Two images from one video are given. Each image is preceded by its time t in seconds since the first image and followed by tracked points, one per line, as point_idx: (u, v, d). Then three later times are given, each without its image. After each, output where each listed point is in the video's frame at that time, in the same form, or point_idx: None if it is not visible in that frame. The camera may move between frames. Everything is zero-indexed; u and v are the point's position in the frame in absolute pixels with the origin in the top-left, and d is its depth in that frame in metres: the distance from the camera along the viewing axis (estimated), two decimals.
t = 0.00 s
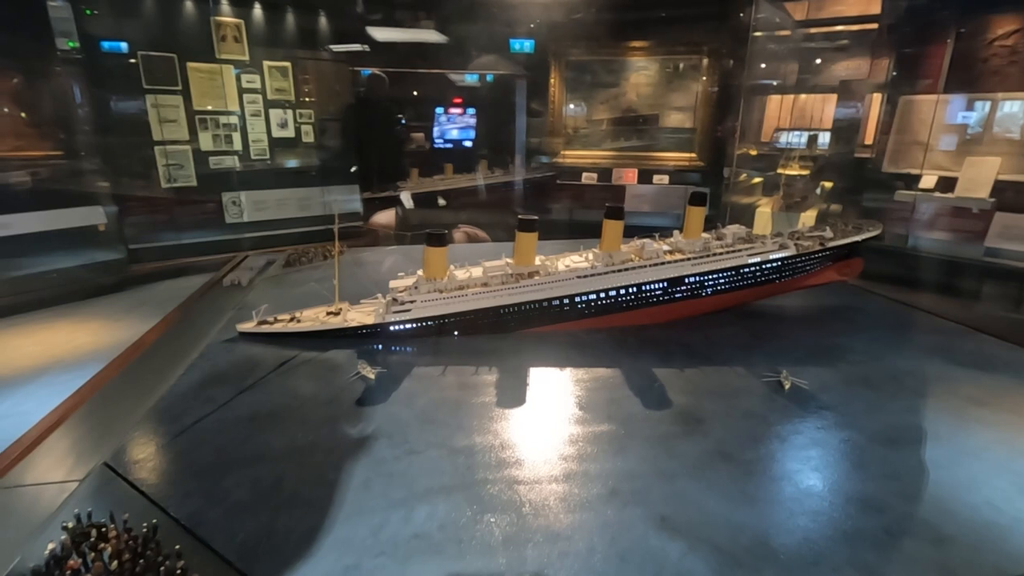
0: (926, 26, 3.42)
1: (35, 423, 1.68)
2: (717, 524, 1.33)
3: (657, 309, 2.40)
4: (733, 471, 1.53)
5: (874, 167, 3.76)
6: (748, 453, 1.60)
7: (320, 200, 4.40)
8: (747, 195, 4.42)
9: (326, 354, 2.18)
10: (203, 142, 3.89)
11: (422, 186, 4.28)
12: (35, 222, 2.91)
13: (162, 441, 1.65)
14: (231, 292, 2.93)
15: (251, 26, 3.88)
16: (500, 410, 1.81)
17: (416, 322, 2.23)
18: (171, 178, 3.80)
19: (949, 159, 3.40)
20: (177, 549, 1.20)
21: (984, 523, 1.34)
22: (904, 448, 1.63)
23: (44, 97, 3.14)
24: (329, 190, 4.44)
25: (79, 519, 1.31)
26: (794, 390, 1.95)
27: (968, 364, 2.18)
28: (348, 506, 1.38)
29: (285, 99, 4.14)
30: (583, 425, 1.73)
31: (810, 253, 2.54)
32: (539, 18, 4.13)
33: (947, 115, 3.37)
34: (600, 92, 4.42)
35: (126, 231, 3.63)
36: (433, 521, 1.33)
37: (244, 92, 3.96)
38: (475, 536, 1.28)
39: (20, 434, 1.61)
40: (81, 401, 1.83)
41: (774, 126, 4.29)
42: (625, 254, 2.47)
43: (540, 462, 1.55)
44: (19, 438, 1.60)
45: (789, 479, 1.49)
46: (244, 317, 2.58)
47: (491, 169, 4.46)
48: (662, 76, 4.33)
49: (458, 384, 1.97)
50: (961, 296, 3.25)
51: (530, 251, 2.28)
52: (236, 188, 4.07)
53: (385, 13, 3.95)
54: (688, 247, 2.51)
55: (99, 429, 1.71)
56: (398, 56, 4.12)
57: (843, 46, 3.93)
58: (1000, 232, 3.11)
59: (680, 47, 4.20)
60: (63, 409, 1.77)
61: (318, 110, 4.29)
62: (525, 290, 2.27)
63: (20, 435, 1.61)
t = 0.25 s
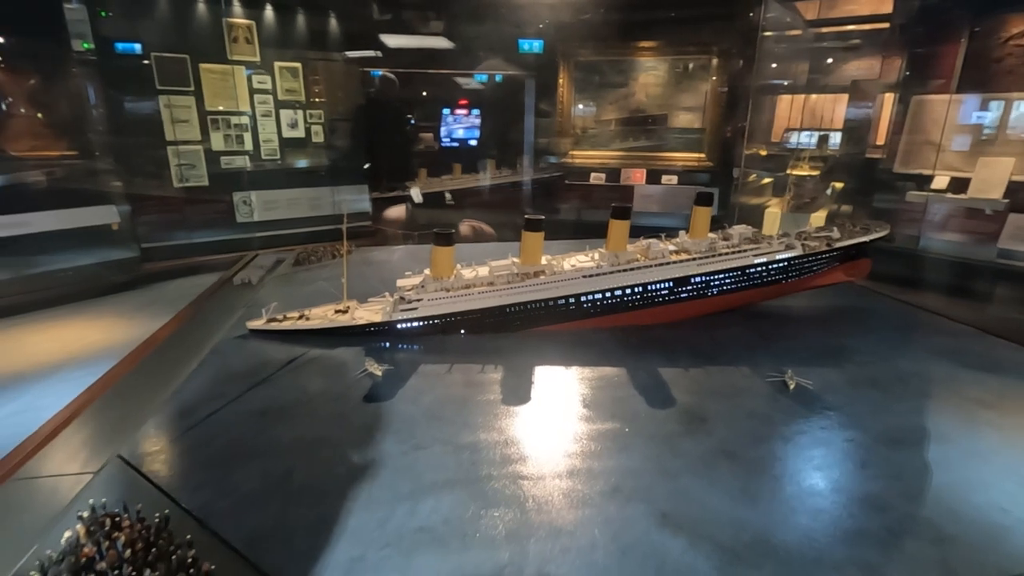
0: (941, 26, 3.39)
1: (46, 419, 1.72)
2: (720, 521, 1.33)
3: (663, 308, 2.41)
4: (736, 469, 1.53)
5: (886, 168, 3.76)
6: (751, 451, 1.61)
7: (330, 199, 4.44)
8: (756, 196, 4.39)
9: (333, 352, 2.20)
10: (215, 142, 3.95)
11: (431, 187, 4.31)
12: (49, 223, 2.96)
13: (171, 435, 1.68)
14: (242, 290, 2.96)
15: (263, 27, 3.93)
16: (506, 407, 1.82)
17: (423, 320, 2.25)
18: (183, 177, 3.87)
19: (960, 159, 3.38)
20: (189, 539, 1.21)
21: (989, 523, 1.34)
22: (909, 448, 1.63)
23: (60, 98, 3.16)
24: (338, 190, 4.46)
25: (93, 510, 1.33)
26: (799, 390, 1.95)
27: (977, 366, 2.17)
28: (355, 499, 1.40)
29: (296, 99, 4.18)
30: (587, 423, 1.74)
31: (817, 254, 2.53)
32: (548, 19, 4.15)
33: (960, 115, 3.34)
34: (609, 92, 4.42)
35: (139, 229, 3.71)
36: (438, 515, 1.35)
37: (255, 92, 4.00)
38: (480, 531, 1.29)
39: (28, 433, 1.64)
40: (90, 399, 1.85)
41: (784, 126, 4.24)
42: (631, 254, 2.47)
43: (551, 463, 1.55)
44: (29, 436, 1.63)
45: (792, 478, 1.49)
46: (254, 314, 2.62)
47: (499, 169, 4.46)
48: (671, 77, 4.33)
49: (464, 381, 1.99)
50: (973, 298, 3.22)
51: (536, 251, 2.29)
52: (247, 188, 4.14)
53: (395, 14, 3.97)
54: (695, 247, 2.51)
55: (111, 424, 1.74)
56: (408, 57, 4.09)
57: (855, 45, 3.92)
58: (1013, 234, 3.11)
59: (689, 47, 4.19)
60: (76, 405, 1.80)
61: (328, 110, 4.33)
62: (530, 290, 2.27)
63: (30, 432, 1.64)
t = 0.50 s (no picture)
0: (951, 23, 3.38)
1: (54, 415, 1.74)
2: (721, 516, 1.34)
3: (667, 306, 2.41)
4: (737, 464, 1.54)
5: (895, 167, 3.74)
6: (753, 447, 1.61)
7: (337, 199, 4.45)
8: (763, 196, 4.38)
9: (340, 346, 2.23)
10: (224, 141, 3.98)
11: (436, 185, 4.37)
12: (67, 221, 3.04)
13: (177, 429, 1.70)
14: (249, 288, 2.99)
15: (271, 27, 3.96)
16: (509, 403, 1.83)
17: (429, 316, 2.27)
18: (192, 177, 3.90)
19: (972, 159, 3.33)
20: (196, 526, 1.24)
21: (990, 520, 1.34)
22: (912, 446, 1.63)
23: (72, 99, 3.22)
24: (345, 189, 4.47)
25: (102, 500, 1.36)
26: (802, 387, 1.95)
27: (984, 365, 2.16)
28: (359, 490, 1.42)
29: (303, 99, 4.21)
30: (588, 418, 1.75)
31: (822, 252, 2.52)
32: (554, 18, 4.15)
33: (969, 114, 3.31)
34: (615, 92, 4.43)
35: (149, 227, 3.76)
36: (441, 507, 1.36)
37: (263, 92, 4.03)
38: (482, 523, 1.31)
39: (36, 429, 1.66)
40: (98, 395, 1.88)
41: (792, 125, 4.24)
42: (634, 251, 2.46)
43: (554, 461, 1.54)
44: (38, 432, 1.65)
45: (793, 473, 1.50)
46: (260, 311, 2.64)
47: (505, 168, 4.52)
48: (678, 76, 4.33)
49: (468, 377, 2.00)
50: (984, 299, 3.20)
51: (540, 248, 2.29)
52: (255, 187, 4.17)
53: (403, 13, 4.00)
54: (698, 245, 2.50)
55: (119, 418, 1.77)
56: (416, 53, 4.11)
57: (864, 44, 3.91)
58: None
59: (696, 46, 4.19)
60: (83, 400, 1.82)
61: (335, 110, 4.36)
62: (534, 287, 2.28)
63: (36, 429, 1.66)
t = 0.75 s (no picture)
0: (958, 23, 3.38)
1: (62, 412, 1.78)
2: (720, 510, 1.35)
3: (668, 304, 2.41)
4: (736, 459, 1.55)
5: (900, 167, 3.72)
6: (753, 443, 1.62)
7: (342, 198, 4.46)
8: (767, 195, 4.36)
9: (345, 343, 2.25)
10: (229, 141, 4.01)
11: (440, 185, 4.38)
12: (66, 218, 3.03)
13: (183, 423, 1.72)
14: (255, 285, 3.01)
15: (277, 26, 3.99)
16: (512, 399, 1.85)
17: (433, 314, 2.28)
18: (197, 176, 3.94)
19: (978, 159, 3.30)
20: (201, 518, 1.26)
21: (989, 517, 1.34)
22: (912, 443, 1.63)
23: (79, 99, 3.25)
24: (351, 189, 4.48)
25: (109, 490, 1.38)
26: (802, 384, 1.95)
27: (988, 365, 2.15)
28: (361, 483, 1.43)
29: (308, 98, 4.22)
30: (588, 414, 1.76)
31: (824, 251, 2.51)
32: (559, 17, 4.15)
33: (974, 114, 3.30)
34: (620, 91, 4.46)
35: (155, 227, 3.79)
36: (443, 499, 1.37)
37: (269, 92, 4.05)
38: (482, 516, 1.32)
39: (44, 425, 1.70)
40: (106, 390, 1.91)
41: (797, 125, 4.23)
42: (636, 250, 2.46)
43: (553, 459, 1.54)
44: (47, 427, 1.69)
45: (792, 469, 1.51)
46: (265, 308, 2.67)
47: (508, 167, 4.54)
48: (682, 76, 4.37)
49: (470, 374, 2.01)
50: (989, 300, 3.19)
51: (543, 246, 2.30)
52: (259, 187, 4.19)
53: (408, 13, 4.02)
54: (699, 243, 2.51)
55: (126, 412, 1.80)
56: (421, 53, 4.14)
57: (871, 44, 3.86)
58: None
59: (701, 46, 4.23)
60: (91, 396, 1.86)
61: (340, 110, 4.36)
62: (537, 285, 2.29)
63: (45, 425, 1.70)
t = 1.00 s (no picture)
0: (961, 23, 3.35)
1: (68, 404, 1.80)
2: (718, 501, 1.36)
3: (667, 299, 2.42)
4: (734, 452, 1.56)
5: (901, 166, 3.72)
6: (750, 435, 1.63)
7: (344, 196, 4.52)
8: (769, 195, 4.45)
9: (346, 337, 2.26)
10: (231, 138, 4.03)
11: (442, 183, 4.38)
12: (71, 215, 3.03)
13: (186, 415, 1.73)
14: (258, 281, 3.03)
15: (279, 24, 3.99)
16: (513, 391, 1.87)
17: (434, 308, 2.29)
18: (200, 173, 3.96)
19: (981, 158, 3.28)
20: (207, 504, 1.30)
21: (984, 509, 1.35)
22: (909, 437, 1.64)
23: (82, 96, 3.26)
24: (354, 186, 4.54)
25: (115, 481, 1.40)
26: (800, 379, 1.97)
27: (986, 361, 2.16)
28: (363, 474, 1.45)
29: (310, 96, 4.25)
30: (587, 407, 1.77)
31: (823, 247, 2.51)
32: (560, 15, 4.09)
33: (976, 112, 3.28)
34: (621, 90, 4.48)
35: (158, 224, 3.76)
36: (443, 489, 1.39)
37: (270, 89, 4.08)
38: (482, 505, 1.33)
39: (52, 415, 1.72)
40: (110, 383, 1.94)
41: (799, 124, 4.29)
42: (637, 246, 2.47)
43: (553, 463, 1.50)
44: (54, 418, 1.71)
45: (790, 461, 1.52)
46: (267, 303, 2.69)
47: (510, 165, 4.52)
48: (684, 74, 4.38)
49: (471, 368, 2.02)
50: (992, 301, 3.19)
51: (543, 242, 2.30)
52: (264, 183, 4.21)
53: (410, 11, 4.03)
54: (699, 240, 2.51)
55: (131, 404, 1.82)
56: (423, 51, 4.14)
57: (872, 42, 3.87)
58: None
59: (704, 44, 4.23)
60: (96, 390, 1.88)
61: (342, 108, 4.39)
62: (538, 280, 2.30)
63: (51, 416, 1.72)
